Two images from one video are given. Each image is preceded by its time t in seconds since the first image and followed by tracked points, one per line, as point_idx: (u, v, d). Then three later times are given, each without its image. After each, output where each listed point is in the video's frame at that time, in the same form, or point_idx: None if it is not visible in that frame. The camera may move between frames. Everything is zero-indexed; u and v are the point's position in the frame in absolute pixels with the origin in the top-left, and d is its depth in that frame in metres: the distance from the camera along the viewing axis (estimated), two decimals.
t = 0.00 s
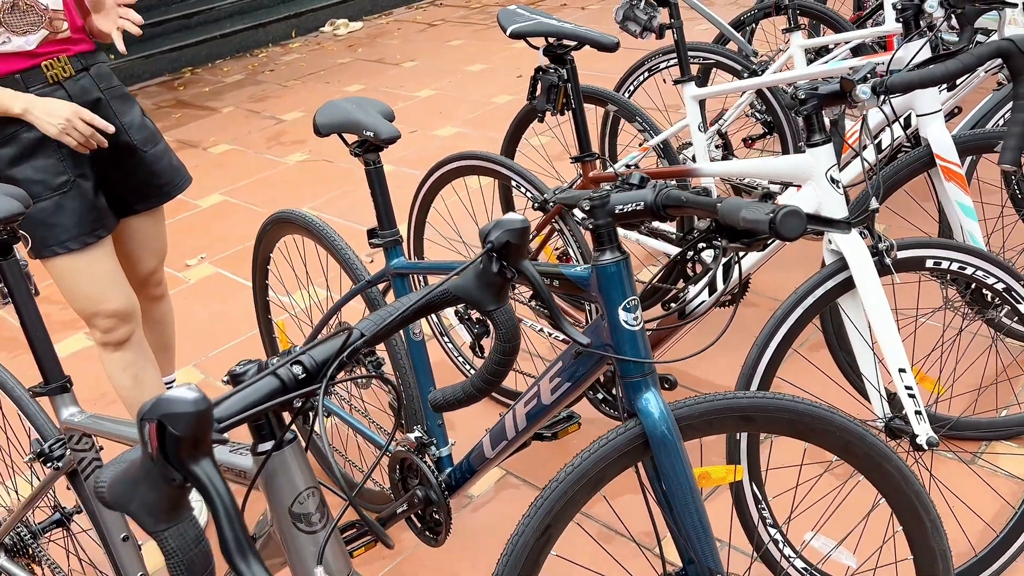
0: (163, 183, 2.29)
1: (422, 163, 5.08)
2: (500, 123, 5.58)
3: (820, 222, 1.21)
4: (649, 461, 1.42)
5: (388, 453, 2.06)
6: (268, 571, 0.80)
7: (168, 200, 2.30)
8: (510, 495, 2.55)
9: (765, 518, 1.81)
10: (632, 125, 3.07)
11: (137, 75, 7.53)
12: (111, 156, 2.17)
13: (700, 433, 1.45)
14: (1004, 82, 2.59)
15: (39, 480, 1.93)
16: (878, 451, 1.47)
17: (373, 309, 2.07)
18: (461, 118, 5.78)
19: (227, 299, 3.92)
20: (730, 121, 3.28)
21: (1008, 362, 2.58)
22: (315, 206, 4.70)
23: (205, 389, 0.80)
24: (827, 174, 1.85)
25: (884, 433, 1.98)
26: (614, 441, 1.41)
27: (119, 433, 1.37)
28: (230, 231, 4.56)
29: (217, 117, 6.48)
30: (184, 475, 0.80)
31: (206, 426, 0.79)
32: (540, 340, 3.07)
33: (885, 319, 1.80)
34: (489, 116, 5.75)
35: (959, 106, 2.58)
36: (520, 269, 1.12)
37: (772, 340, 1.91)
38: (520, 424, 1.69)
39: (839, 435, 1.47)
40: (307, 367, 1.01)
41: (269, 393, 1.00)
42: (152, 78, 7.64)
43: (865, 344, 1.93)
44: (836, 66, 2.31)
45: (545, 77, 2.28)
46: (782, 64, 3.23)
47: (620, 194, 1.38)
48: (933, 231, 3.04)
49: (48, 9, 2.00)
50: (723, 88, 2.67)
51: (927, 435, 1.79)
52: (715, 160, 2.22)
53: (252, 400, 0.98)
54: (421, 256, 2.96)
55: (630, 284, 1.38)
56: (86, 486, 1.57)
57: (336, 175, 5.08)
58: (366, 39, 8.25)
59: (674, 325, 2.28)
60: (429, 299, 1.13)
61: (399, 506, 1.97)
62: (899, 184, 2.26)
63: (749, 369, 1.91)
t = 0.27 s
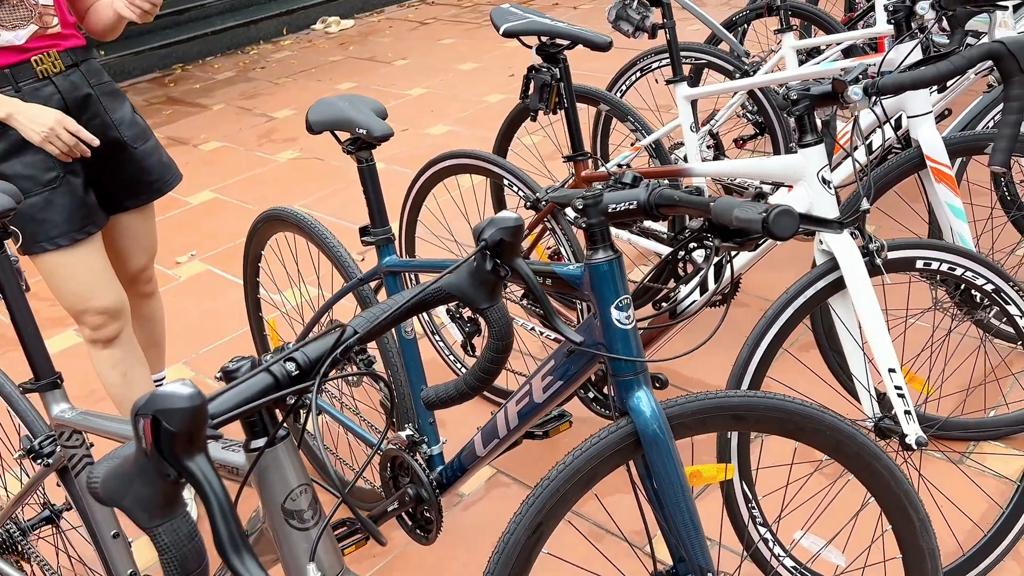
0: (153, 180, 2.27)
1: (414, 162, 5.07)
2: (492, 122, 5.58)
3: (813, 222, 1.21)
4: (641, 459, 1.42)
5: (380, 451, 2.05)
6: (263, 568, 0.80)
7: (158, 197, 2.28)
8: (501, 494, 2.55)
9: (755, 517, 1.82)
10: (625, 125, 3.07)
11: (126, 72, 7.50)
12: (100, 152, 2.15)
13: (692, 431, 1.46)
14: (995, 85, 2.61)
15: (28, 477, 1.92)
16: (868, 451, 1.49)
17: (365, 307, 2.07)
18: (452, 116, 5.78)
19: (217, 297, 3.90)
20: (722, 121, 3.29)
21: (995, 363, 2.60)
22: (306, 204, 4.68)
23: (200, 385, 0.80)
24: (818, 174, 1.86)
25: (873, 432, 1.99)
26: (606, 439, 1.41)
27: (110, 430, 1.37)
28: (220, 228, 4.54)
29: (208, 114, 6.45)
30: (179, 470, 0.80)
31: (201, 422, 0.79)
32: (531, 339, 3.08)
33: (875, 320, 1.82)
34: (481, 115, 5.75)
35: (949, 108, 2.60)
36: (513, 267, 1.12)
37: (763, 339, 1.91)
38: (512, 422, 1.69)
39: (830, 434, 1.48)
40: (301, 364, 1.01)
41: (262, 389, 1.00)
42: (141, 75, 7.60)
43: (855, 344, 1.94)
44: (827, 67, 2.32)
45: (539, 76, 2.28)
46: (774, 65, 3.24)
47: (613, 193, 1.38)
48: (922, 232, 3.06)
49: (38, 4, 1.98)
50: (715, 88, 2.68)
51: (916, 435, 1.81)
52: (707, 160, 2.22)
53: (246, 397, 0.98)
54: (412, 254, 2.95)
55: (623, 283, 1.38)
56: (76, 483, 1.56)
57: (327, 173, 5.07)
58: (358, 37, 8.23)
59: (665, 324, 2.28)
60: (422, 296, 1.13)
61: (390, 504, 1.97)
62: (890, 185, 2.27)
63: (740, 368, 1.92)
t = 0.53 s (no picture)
0: (141, 175, 2.26)
1: (406, 158, 5.06)
2: (485, 119, 5.58)
3: (806, 221, 1.21)
4: (633, 457, 1.42)
5: (371, 448, 2.05)
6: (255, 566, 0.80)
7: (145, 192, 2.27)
8: (492, 491, 2.55)
9: (747, 515, 1.83)
10: (618, 122, 3.07)
11: (118, 66, 7.46)
12: (86, 146, 2.14)
13: (684, 429, 1.46)
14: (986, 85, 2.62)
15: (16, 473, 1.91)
16: (859, 449, 1.49)
17: (357, 303, 2.06)
18: (445, 113, 5.76)
19: (208, 293, 3.89)
20: (715, 119, 3.30)
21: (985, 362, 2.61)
22: (298, 200, 4.67)
23: (192, 381, 0.79)
24: (811, 173, 1.87)
25: (864, 431, 2.00)
26: (599, 437, 1.41)
27: (98, 425, 1.35)
28: (211, 224, 4.52)
29: (199, 109, 6.42)
30: (169, 467, 0.79)
31: (191, 418, 0.78)
32: (523, 336, 3.07)
33: (867, 318, 1.82)
34: (474, 112, 5.74)
35: (941, 108, 2.61)
36: (507, 264, 1.12)
37: (755, 337, 1.92)
38: (504, 419, 1.68)
39: (821, 433, 1.49)
40: (292, 360, 1.00)
41: (253, 386, 0.99)
42: (133, 70, 7.57)
43: (846, 343, 1.95)
44: (820, 67, 2.33)
45: (532, 73, 2.28)
46: (767, 64, 3.25)
47: (607, 190, 1.38)
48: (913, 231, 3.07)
49: None
50: (708, 86, 2.68)
51: (907, 433, 1.82)
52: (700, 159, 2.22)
53: (237, 393, 0.97)
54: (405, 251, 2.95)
55: (616, 280, 1.38)
56: (65, 479, 1.55)
57: (319, 169, 5.05)
58: (351, 33, 8.21)
59: (658, 322, 2.28)
60: (414, 293, 1.12)
61: (381, 501, 1.96)
62: (882, 184, 2.28)
63: (732, 366, 1.92)
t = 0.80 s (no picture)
0: (123, 171, 2.22)
1: (399, 154, 5.05)
2: (479, 115, 5.57)
3: (797, 218, 1.21)
4: (623, 454, 1.42)
5: (362, 444, 2.04)
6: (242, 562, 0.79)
7: (126, 188, 2.23)
8: (483, 487, 2.55)
9: (737, 512, 1.83)
10: (611, 119, 3.07)
11: (109, 60, 7.42)
12: (69, 139, 2.12)
13: (675, 426, 1.46)
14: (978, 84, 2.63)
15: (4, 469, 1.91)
16: (848, 447, 1.50)
17: (348, 299, 2.06)
18: (439, 109, 5.76)
19: (199, 288, 3.87)
20: (708, 117, 3.30)
21: (975, 361, 2.62)
22: (290, 195, 4.65)
23: (179, 376, 0.78)
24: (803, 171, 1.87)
25: (854, 428, 2.01)
26: (589, 434, 1.41)
27: (85, 420, 1.34)
28: (202, 218, 4.51)
29: (192, 103, 6.39)
30: (156, 463, 0.78)
31: (178, 413, 0.78)
32: (515, 333, 3.07)
33: (857, 316, 1.83)
34: (467, 108, 5.73)
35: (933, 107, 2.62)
36: (498, 260, 1.11)
37: (746, 335, 1.92)
38: (495, 416, 1.68)
39: (812, 431, 1.49)
40: (282, 356, 1.00)
41: (242, 381, 0.99)
42: (125, 63, 7.53)
43: (837, 341, 1.96)
44: (813, 65, 2.33)
45: (525, 69, 2.28)
46: (760, 62, 3.25)
47: (599, 187, 1.37)
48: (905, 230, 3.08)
49: None
50: (701, 84, 2.68)
51: (896, 432, 1.82)
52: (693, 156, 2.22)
53: (225, 389, 0.97)
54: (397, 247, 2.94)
55: (607, 277, 1.38)
56: (53, 473, 1.55)
57: (312, 164, 5.04)
58: (344, 28, 8.18)
59: (649, 319, 2.28)
60: (405, 289, 1.12)
61: (372, 497, 1.96)
62: (874, 182, 2.28)
63: (723, 363, 1.92)
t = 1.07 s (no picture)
0: (110, 166, 2.21)
1: (394, 149, 5.04)
2: (474, 111, 5.56)
3: (790, 215, 1.21)
4: (615, 449, 1.43)
5: (354, 439, 2.04)
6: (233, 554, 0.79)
7: (111, 184, 2.22)
8: (475, 483, 2.55)
9: (728, 509, 1.84)
10: (606, 116, 3.07)
11: (103, 52, 7.38)
12: (57, 133, 2.10)
13: (667, 423, 1.46)
14: (972, 84, 2.64)
15: None
16: (839, 444, 1.50)
17: (341, 293, 2.06)
18: (434, 104, 5.74)
19: (192, 281, 3.86)
20: (703, 114, 3.30)
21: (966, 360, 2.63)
22: (284, 189, 4.64)
23: (169, 368, 0.78)
24: (796, 169, 1.88)
25: (845, 426, 2.01)
26: (581, 429, 1.41)
27: (75, 412, 1.33)
28: (196, 212, 4.49)
29: (186, 97, 6.36)
30: (145, 454, 0.78)
31: (168, 405, 0.77)
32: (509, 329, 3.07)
33: (849, 313, 1.83)
34: (463, 103, 5.72)
35: (927, 107, 2.62)
36: (491, 255, 1.11)
37: (739, 331, 1.92)
38: (488, 411, 1.68)
39: (803, 428, 1.50)
40: (273, 349, 1.00)
41: (233, 374, 0.98)
42: (118, 56, 7.49)
43: (829, 339, 1.96)
44: (808, 63, 2.33)
45: (520, 65, 2.27)
46: (755, 60, 3.25)
47: (593, 183, 1.37)
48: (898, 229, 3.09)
49: None
50: (696, 82, 2.68)
51: (887, 429, 1.83)
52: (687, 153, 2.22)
53: (216, 382, 0.97)
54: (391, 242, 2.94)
55: (600, 273, 1.38)
56: (45, 466, 1.55)
57: (306, 159, 5.02)
58: (340, 22, 8.15)
59: (642, 315, 2.29)
60: (397, 283, 1.12)
61: (363, 492, 1.96)
62: (868, 181, 2.29)
63: (716, 360, 1.93)
